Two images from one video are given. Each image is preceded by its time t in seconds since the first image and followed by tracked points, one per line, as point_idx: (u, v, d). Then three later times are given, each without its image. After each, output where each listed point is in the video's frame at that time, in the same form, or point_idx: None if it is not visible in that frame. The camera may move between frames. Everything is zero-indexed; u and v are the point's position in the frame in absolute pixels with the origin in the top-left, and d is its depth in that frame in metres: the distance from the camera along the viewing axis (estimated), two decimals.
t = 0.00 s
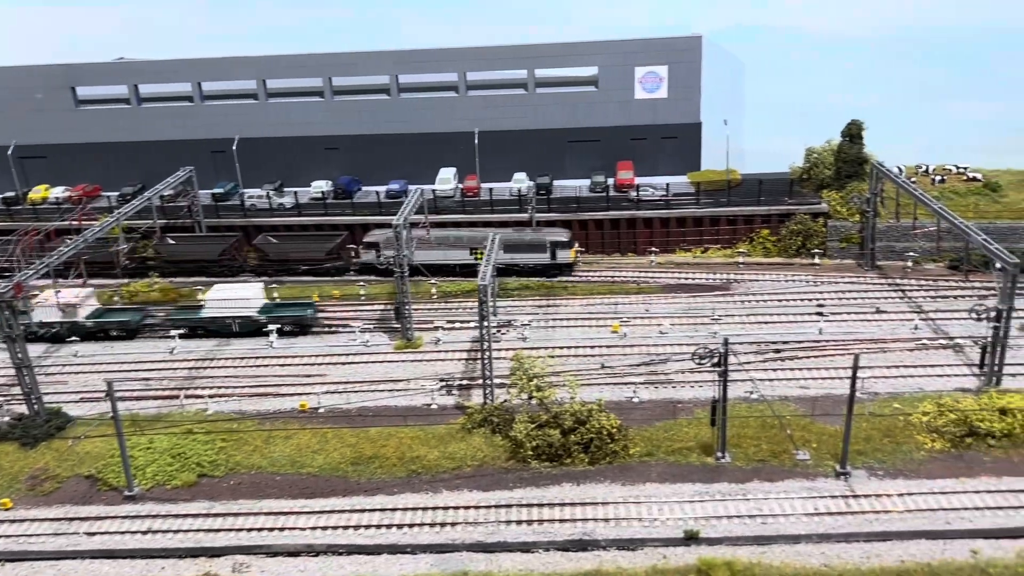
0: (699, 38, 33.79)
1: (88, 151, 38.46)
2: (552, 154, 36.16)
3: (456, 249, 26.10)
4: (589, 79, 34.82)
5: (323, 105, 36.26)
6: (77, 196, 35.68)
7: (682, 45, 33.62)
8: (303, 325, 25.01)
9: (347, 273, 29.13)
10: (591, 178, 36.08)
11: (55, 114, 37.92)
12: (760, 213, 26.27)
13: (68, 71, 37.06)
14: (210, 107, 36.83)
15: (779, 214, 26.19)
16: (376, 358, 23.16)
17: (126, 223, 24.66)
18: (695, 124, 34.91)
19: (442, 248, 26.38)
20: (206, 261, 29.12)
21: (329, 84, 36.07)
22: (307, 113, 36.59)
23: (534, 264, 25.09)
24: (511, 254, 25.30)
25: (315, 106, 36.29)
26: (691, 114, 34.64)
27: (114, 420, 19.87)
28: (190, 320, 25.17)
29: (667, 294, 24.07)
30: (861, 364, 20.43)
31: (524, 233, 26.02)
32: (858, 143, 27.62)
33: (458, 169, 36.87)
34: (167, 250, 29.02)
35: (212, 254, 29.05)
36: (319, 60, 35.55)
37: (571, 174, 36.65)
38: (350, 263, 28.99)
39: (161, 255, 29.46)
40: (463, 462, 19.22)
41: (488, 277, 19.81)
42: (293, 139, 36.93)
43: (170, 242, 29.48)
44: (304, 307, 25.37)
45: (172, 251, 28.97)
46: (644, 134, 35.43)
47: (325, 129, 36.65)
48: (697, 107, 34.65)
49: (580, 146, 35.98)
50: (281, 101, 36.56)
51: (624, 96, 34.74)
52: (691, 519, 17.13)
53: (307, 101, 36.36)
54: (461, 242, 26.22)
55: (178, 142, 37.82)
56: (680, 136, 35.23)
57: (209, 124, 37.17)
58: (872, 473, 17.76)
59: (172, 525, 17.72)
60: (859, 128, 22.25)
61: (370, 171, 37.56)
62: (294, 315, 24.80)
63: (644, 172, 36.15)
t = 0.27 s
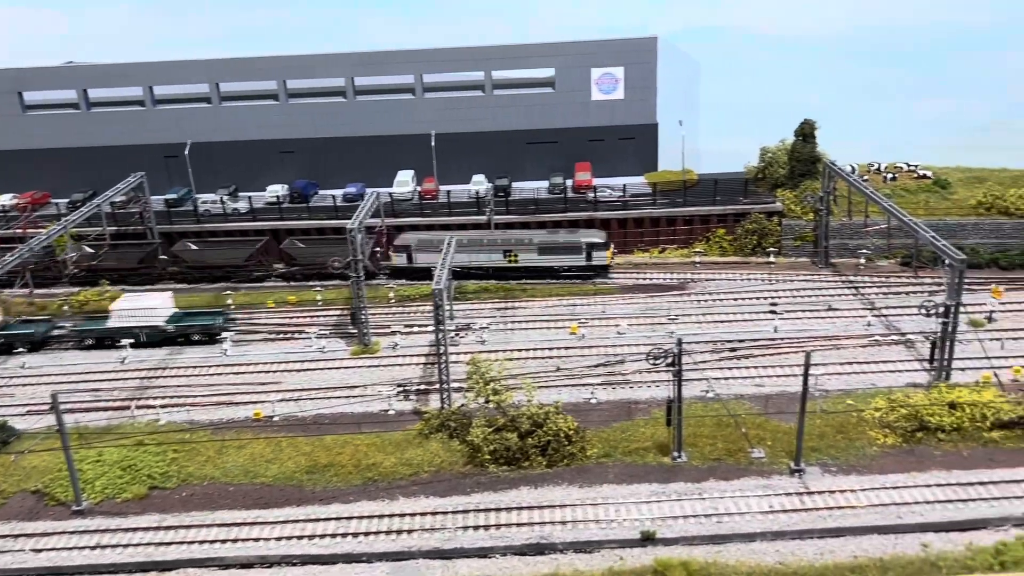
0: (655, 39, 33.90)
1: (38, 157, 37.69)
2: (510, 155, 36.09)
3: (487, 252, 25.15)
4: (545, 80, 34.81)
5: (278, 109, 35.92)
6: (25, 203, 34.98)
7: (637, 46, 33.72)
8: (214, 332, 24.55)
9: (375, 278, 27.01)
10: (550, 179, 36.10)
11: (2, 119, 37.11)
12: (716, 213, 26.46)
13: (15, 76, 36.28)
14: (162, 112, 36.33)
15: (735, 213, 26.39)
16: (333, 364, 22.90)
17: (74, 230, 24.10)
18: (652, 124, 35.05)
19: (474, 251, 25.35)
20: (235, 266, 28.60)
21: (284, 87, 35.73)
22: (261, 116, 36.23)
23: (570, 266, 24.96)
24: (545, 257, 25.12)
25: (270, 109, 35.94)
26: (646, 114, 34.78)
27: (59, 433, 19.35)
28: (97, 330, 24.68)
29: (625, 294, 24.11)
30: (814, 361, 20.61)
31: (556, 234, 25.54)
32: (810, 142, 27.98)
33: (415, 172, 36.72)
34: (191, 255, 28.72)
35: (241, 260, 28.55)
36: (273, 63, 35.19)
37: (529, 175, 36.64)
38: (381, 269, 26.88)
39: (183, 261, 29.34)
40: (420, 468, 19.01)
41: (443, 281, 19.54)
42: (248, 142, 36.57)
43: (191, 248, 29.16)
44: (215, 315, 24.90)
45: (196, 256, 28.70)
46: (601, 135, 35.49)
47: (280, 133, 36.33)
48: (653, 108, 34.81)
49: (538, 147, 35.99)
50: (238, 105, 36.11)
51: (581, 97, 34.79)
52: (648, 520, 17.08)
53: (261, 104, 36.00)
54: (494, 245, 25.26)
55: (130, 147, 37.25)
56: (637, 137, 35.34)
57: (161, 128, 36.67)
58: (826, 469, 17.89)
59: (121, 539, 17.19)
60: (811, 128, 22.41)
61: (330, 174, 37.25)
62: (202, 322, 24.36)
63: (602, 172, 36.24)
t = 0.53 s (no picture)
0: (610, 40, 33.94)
1: None
2: (468, 156, 36.00)
3: (520, 252, 24.66)
4: (502, 81, 34.75)
5: (231, 111, 35.54)
6: None
7: (592, 47, 33.75)
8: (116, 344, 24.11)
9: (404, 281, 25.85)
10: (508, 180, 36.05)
11: None
12: (672, 212, 26.57)
13: None
14: (111, 115, 35.72)
15: (691, 212, 26.55)
16: (287, 371, 22.58)
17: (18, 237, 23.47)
18: (608, 125, 35.11)
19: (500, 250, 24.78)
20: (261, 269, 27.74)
21: (236, 90, 35.32)
22: (214, 119, 35.80)
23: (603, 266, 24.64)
24: (579, 258, 24.77)
25: (222, 112, 35.55)
26: (603, 115, 34.85)
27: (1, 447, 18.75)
28: None
29: (583, 295, 24.10)
30: (768, 358, 20.78)
31: (588, 235, 25.26)
32: (763, 141, 28.30)
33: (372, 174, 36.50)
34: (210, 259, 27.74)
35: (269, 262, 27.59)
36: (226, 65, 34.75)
37: (487, 176, 36.55)
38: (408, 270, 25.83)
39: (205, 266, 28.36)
40: (376, 474, 18.75)
41: (398, 285, 19.25)
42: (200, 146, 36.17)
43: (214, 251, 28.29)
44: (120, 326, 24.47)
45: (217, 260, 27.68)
46: (558, 136, 35.49)
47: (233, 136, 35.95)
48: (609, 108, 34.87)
49: (495, 148, 35.93)
50: (194, 109, 35.58)
51: (537, 98, 34.79)
52: (605, 521, 17.00)
53: (214, 107, 35.57)
54: (526, 245, 24.77)
55: (79, 152, 36.56)
56: (594, 137, 35.39)
57: (111, 132, 36.08)
58: (781, 466, 18.00)
59: (67, 555, 16.61)
60: (764, 128, 22.55)
61: (289, 178, 36.88)
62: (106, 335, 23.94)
63: (561, 174, 36.32)
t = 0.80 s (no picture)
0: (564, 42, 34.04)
1: None
2: (423, 158, 35.93)
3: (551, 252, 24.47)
4: (458, 83, 34.70)
5: (181, 115, 35.03)
6: None
7: (546, 49, 33.85)
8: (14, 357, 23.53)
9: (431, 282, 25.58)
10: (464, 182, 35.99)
11: None
12: (628, 213, 26.68)
13: None
14: (58, 120, 35.00)
15: (646, 212, 26.64)
16: (240, 378, 22.24)
17: None
18: (564, 126, 35.19)
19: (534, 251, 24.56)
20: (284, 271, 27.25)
21: (186, 93, 34.83)
22: (164, 123, 35.27)
23: (635, 266, 24.48)
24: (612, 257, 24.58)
25: (172, 116, 35.03)
26: (558, 116, 34.96)
27: None
28: None
29: (540, 297, 24.12)
30: (721, 356, 20.94)
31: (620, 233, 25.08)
32: (716, 141, 28.58)
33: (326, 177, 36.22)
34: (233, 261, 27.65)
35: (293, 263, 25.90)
36: (175, 68, 34.24)
37: (444, 179, 36.47)
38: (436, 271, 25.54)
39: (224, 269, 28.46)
40: (331, 481, 18.45)
41: (349, 290, 18.95)
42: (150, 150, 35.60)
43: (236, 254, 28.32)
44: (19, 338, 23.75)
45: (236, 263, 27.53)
46: (514, 138, 35.51)
47: (184, 140, 35.46)
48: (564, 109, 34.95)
49: (451, 151, 35.85)
50: (147, 112, 35.00)
51: (492, 100, 34.78)
52: (562, 522, 16.90)
53: (163, 110, 35.03)
54: (558, 245, 24.58)
55: (25, 157, 35.73)
56: (549, 139, 35.45)
57: (58, 137, 35.33)
58: (735, 462, 18.13)
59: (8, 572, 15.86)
60: (716, 127, 22.92)
61: (245, 182, 36.44)
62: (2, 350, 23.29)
63: (517, 176, 36.35)
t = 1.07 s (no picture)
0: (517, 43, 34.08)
1: None
2: (377, 160, 35.75)
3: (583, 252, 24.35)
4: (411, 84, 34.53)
5: (129, 118, 34.50)
6: None
7: (499, 50, 33.89)
8: None
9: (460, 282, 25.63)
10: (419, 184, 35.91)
11: None
12: (582, 213, 26.70)
13: None
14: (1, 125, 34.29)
15: (600, 212, 26.74)
16: (190, 385, 21.95)
17: None
18: (518, 127, 35.25)
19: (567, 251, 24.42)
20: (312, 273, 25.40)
21: (134, 96, 34.30)
22: (111, 127, 34.69)
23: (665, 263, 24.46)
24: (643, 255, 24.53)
25: (120, 119, 34.47)
26: (512, 116, 34.97)
27: None
28: None
29: (496, 298, 24.21)
30: (673, 354, 21.09)
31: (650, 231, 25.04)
32: (668, 141, 28.69)
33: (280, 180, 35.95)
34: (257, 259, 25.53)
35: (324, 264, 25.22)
36: (123, 71, 33.71)
37: (399, 180, 36.37)
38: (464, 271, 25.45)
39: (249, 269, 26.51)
40: (282, 487, 18.21)
41: (298, 293, 18.71)
42: (98, 155, 35.01)
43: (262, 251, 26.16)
44: None
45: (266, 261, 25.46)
46: (469, 139, 35.50)
47: (132, 143, 34.92)
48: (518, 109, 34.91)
49: (406, 152, 35.74)
50: (96, 116, 34.36)
51: (446, 101, 34.75)
52: (515, 522, 16.84)
53: (111, 114, 34.45)
54: (589, 245, 24.47)
55: None
56: (504, 140, 35.48)
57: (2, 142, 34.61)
58: (687, 458, 18.28)
59: None
60: (668, 127, 23.16)
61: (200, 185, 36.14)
62: None
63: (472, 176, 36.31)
